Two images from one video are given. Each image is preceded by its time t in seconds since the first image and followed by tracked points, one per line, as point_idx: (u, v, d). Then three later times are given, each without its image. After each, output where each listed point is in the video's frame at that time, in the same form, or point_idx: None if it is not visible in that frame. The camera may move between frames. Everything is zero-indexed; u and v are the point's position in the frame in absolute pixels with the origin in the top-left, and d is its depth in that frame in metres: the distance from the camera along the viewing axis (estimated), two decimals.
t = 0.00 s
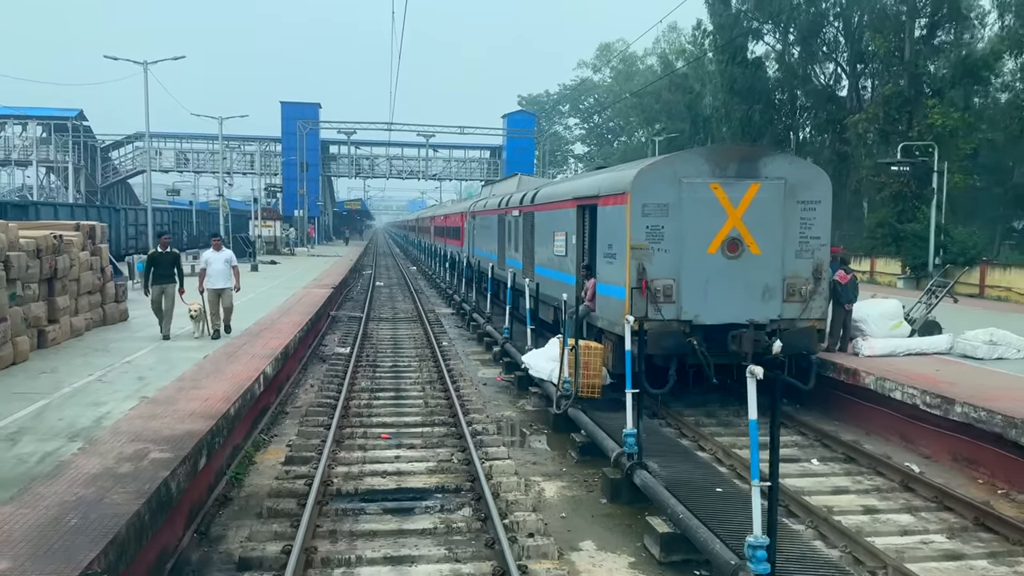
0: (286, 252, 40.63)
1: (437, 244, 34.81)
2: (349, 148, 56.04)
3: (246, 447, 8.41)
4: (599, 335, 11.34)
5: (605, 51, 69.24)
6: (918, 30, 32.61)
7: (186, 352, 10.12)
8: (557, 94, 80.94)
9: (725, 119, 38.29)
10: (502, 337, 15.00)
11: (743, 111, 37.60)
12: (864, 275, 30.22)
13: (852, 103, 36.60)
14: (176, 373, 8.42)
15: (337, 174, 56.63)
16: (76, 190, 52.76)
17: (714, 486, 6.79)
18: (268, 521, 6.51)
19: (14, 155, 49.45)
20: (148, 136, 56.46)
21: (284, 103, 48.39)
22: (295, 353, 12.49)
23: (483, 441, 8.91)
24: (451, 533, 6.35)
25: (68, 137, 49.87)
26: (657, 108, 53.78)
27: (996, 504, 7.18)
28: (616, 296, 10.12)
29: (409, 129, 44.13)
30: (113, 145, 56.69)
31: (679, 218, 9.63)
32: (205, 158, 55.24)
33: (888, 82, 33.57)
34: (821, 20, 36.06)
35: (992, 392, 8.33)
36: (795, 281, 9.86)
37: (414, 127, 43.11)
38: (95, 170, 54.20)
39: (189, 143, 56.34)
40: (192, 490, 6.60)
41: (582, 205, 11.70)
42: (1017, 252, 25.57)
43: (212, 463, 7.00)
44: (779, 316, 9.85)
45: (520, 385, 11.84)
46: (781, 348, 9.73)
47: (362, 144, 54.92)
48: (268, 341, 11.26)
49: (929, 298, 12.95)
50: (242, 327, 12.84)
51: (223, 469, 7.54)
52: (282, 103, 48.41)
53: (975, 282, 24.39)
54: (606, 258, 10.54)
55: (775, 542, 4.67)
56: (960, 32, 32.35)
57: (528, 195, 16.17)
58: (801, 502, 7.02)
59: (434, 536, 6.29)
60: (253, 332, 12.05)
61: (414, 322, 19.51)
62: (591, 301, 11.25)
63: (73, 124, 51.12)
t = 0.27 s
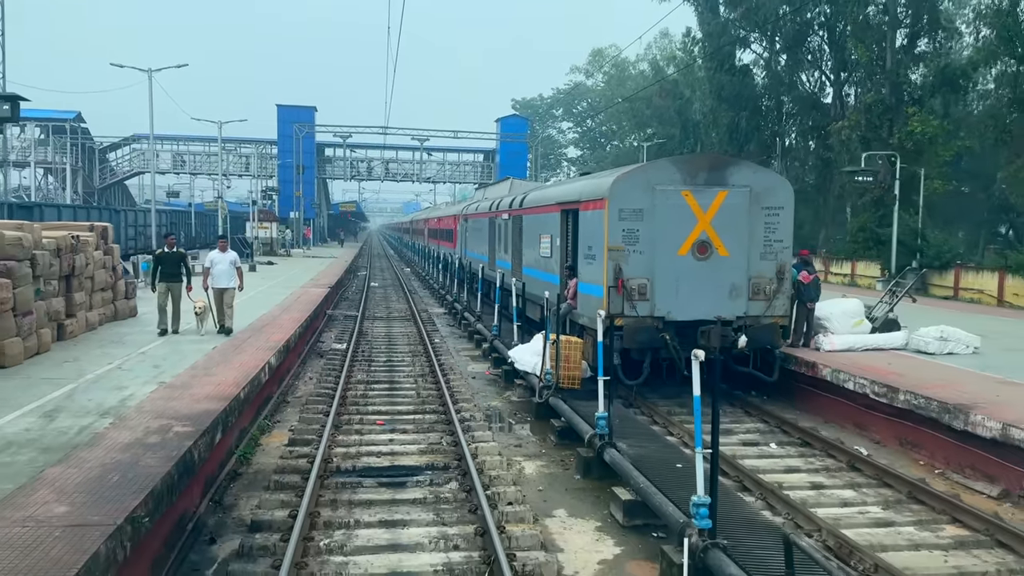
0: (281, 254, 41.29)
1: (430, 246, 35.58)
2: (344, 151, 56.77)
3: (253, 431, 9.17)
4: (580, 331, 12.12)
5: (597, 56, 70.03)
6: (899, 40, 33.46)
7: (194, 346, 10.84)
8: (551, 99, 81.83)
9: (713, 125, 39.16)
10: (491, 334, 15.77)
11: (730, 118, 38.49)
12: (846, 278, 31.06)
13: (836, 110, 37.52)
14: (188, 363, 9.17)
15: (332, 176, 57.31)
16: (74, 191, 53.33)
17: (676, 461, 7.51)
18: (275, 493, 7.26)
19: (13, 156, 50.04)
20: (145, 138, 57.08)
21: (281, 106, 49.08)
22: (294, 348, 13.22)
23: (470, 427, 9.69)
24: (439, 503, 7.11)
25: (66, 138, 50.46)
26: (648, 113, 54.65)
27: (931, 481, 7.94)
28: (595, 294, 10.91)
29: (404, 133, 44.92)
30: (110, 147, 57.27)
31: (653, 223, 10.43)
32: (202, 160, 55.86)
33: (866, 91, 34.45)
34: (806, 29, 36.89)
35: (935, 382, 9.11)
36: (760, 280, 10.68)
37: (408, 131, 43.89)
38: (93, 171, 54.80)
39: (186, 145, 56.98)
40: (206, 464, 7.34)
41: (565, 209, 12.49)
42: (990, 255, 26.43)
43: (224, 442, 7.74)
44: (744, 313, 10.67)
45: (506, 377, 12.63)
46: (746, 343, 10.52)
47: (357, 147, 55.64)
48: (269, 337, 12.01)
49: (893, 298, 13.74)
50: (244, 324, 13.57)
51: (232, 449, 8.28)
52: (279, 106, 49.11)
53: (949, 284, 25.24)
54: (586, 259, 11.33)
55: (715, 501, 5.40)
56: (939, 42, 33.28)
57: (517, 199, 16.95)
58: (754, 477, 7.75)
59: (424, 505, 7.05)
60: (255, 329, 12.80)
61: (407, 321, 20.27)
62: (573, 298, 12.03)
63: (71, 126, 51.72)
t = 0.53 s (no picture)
0: (277, 255, 41.95)
1: (423, 248, 36.32)
2: (339, 154, 57.47)
3: (256, 417, 9.91)
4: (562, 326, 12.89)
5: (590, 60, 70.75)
6: (881, 49, 34.19)
7: (200, 341, 11.59)
8: (544, 102, 82.67)
9: (701, 130, 40.00)
10: (481, 331, 16.52)
11: (717, 123, 39.33)
12: (828, 280, 31.87)
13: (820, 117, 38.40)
14: (196, 354, 9.91)
15: (327, 179, 57.96)
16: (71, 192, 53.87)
17: (642, 441, 8.27)
18: (278, 468, 8.01)
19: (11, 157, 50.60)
20: (142, 140, 57.67)
21: (277, 110, 49.78)
22: (293, 343, 13.95)
23: (457, 415, 10.46)
24: (428, 478, 7.88)
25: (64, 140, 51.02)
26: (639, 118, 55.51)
27: (875, 461, 8.70)
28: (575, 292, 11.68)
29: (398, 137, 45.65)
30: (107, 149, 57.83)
31: (629, 226, 11.21)
32: (198, 162, 56.48)
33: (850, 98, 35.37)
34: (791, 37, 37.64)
35: (883, 374, 9.89)
36: (729, 280, 11.47)
37: (402, 134, 44.62)
38: (90, 173, 55.36)
39: (183, 147, 57.57)
40: (215, 443, 8.09)
41: (549, 213, 13.27)
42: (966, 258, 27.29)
43: (232, 424, 8.49)
44: (714, 310, 11.45)
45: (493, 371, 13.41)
46: (715, 338, 11.35)
47: (352, 150, 56.34)
48: (269, 332, 12.77)
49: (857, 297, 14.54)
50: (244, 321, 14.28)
51: (238, 432, 9.02)
52: (275, 110, 49.80)
53: (925, 286, 26.08)
54: (568, 259, 12.10)
55: (668, 469, 6.09)
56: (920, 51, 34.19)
57: (506, 202, 17.71)
58: (715, 458, 8.49)
59: (414, 480, 7.82)
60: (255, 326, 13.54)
61: (401, 320, 21.02)
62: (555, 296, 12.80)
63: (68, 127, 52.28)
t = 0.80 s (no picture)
0: (274, 256, 42.63)
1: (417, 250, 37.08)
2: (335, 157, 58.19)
3: (259, 404, 10.66)
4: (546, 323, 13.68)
5: (584, 65, 71.49)
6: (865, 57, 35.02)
7: (205, 335, 12.33)
8: (539, 106, 83.49)
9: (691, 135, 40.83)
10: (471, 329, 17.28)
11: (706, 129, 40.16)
12: (812, 282, 32.70)
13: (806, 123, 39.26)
14: (203, 346, 10.66)
15: (323, 181, 58.64)
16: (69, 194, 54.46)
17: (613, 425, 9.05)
18: (281, 447, 8.77)
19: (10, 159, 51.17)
20: (140, 143, 58.31)
21: (274, 113, 50.48)
22: (291, 339, 14.70)
23: (445, 404, 11.25)
24: (417, 457, 8.66)
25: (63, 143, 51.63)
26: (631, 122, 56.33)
27: (828, 444, 9.49)
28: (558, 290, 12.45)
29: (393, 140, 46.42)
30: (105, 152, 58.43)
31: (608, 229, 11.99)
32: (196, 164, 57.12)
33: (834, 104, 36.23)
34: (778, 44, 38.36)
35: (840, 366, 10.69)
36: (701, 279, 12.27)
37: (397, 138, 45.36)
38: (88, 175, 55.96)
39: (180, 149, 58.18)
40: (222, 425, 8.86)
41: (535, 216, 14.04)
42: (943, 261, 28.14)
43: (238, 408, 9.25)
44: (687, 307, 12.24)
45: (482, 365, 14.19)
46: (687, 333, 12.22)
47: (347, 153, 57.06)
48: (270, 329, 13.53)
49: (828, 296, 15.36)
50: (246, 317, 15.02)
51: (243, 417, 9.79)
52: (272, 113, 50.51)
53: (903, 288, 26.93)
54: (551, 259, 12.88)
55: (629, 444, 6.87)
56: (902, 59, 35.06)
57: (496, 206, 18.48)
58: (681, 441, 9.29)
59: (405, 458, 8.59)
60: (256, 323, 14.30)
61: (395, 319, 21.79)
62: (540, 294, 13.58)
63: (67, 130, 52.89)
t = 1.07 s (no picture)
0: (272, 257, 43.32)
1: (413, 251, 37.83)
2: (333, 160, 58.92)
3: (263, 393, 11.42)
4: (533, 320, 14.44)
5: (579, 69, 72.20)
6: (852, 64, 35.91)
7: (211, 331, 13.08)
8: (535, 109, 84.28)
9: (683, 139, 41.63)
10: (464, 326, 18.05)
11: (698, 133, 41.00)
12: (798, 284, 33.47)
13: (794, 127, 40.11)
14: (212, 340, 11.44)
15: (320, 184, 59.35)
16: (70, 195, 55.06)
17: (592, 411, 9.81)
18: (284, 430, 9.54)
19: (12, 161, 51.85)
20: (139, 145, 58.98)
21: (272, 116, 51.23)
22: (292, 335, 15.45)
23: (437, 394, 12.03)
24: (410, 440, 9.44)
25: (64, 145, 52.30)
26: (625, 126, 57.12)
27: (790, 429, 10.27)
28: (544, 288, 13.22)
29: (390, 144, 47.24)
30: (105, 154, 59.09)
31: (591, 230, 12.76)
32: (195, 166, 57.83)
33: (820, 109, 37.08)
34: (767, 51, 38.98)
35: (804, 358, 11.49)
36: (678, 278, 13.05)
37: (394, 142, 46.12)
38: (89, 177, 56.68)
39: (180, 152, 58.88)
40: (231, 410, 9.64)
41: (524, 218, 14.81)
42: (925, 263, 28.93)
43: (244, 396, 10.00)
44: (665, 304, 13.02)
45: (473, 361, 14.95)
46: (665, 329, 13.01)
47: (345, 155, 57.79)
48: (271, 326, 14.29)
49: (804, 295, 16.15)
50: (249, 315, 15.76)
51: (249, 404, 10.55)
52: (270, 117, 51.25)
53: (885, 289, 27.74)
54: (538, 259, 13.64)
55: (601, 424, 7.63)
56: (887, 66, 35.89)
57: (489, 208, 19.22)
58: (653, 426, 10.07)
59: (398, 440, 9.37)
60: (258, 319, 15.03)
61: (391, 318, 22.55)
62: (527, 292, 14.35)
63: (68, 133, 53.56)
